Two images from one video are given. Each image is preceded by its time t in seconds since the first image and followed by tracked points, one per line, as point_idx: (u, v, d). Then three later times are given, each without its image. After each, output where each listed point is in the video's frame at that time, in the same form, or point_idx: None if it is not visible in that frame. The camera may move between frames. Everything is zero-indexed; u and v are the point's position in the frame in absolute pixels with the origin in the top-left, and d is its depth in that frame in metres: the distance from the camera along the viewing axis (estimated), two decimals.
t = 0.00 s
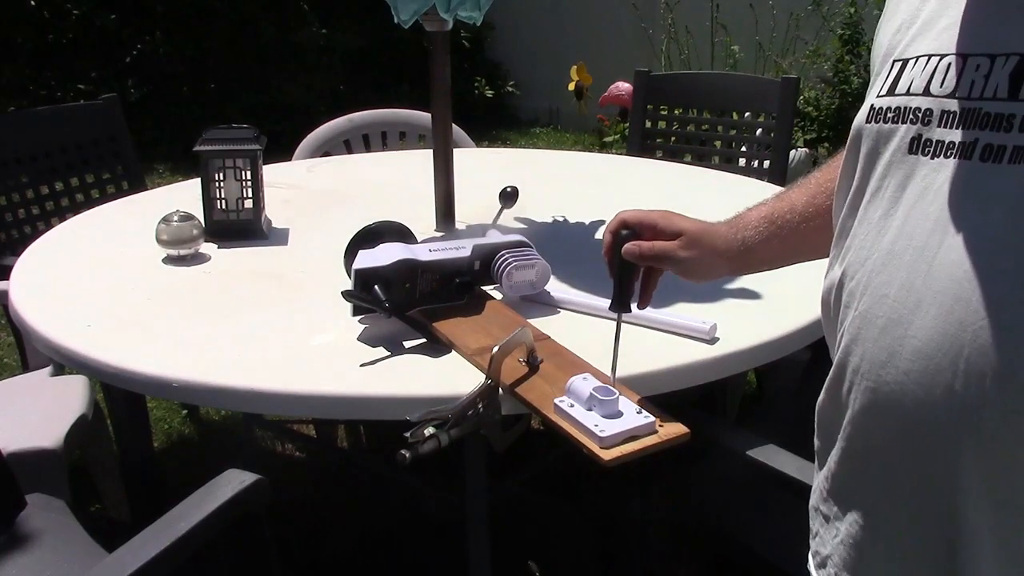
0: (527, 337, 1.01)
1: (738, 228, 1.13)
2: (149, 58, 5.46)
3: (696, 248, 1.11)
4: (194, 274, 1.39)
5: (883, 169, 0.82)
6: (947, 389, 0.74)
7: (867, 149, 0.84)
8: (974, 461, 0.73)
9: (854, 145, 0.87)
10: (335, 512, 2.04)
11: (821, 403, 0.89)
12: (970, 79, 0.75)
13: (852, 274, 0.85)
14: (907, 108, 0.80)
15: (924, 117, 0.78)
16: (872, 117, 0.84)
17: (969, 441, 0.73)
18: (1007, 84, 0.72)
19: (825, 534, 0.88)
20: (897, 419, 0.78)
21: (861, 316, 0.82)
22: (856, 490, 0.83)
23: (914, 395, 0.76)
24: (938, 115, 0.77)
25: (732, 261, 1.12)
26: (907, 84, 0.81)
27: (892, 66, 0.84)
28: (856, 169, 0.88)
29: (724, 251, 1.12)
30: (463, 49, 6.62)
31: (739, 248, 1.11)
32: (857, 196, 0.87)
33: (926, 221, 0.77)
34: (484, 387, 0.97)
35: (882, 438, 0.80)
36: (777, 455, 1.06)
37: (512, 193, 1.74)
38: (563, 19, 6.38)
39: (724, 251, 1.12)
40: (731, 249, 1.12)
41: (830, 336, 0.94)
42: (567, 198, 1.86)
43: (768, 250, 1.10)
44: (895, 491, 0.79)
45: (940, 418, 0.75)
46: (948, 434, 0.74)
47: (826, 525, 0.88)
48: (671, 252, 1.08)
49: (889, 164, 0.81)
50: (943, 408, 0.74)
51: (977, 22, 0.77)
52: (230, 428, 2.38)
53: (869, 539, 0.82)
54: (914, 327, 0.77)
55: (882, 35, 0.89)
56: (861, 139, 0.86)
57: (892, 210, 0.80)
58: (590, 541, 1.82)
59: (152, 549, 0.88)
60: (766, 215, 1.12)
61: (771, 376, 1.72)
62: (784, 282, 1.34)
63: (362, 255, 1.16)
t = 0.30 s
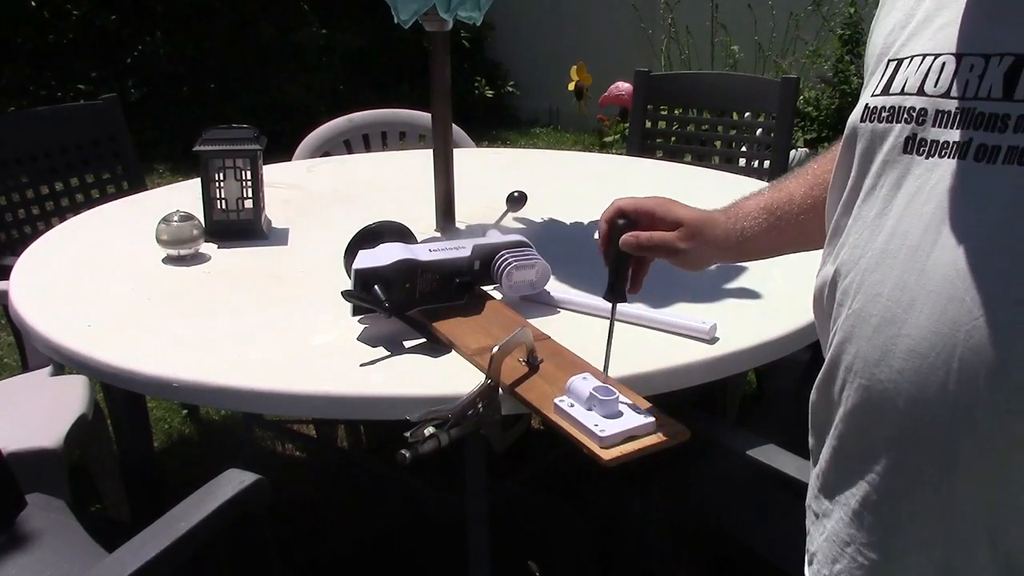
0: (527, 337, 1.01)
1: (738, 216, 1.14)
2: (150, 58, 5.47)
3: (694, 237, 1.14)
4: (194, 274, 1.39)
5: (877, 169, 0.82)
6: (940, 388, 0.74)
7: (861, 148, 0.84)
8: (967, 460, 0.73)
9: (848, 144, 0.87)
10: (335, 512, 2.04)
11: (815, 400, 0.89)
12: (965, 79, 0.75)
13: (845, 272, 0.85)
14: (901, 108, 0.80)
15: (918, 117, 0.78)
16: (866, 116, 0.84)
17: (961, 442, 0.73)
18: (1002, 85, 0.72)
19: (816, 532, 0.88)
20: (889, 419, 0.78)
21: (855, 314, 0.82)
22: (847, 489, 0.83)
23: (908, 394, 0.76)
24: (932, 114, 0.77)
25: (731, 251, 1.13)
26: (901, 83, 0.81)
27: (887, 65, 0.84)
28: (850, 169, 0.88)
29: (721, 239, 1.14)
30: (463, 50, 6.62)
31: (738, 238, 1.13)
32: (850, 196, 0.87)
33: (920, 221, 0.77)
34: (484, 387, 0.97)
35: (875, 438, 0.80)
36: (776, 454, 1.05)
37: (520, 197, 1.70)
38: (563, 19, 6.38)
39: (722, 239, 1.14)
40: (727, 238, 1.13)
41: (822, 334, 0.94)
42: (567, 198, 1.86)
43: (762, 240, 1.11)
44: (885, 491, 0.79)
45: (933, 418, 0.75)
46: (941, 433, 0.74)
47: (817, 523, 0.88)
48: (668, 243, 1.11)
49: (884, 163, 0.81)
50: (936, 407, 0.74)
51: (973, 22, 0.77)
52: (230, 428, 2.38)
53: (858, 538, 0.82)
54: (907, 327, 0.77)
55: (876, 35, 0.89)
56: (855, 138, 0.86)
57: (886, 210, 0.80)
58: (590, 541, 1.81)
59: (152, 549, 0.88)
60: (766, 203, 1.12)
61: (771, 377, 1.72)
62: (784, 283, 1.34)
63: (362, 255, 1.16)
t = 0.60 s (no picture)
0: (527, 337, 1.01)
1: (716, 224, 1.11)
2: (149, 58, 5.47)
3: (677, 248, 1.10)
4: (194, 274, 1.39)
5: (877, 170, 0.81)
6: (942, 389, 0.74)
7: (859, 149, 0.84)
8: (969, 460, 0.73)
9: (845, 145, 0.87)
10: (336, 512, 2.04)
11: (814, 401, 0.89)
12: (965, 80, 0.75)
13: (844, 273, 0.85)
14: (899, 109, 0.80)
15: (917, 118, 0.78)
16: (863, 118, 0.84)
17: (964, 443, 0.73)
18: (1001, 86, 0.72)
19: (814, 533, 0.88)
20: (890, 420, 0.78)
21: (855, 316, 0.82)
22: (846, 490, 0.83)
23: (909, 395, 0.76)
24: (932, 116, 0.77)
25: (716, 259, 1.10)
26: (899, 85, 0.81)
27: (883, 66, 0.84)
28: (847, 172, 0.88)
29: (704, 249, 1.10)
30: (463, 50, 6.62)
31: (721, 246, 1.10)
32: (848, 196, 0.86)
33: (919, 222, 0.76)
34: (484, 387, 0.97)
35: (874, 439, 0.80)
36: (777, 455, 1.08)
37: (526, 203, 1.67)
38: (564, 19, 6.38)
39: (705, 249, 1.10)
40: (710, 248, 1.10)
41: (819, 335, 0.94)
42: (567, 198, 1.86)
43: (747, 248, 1.08)
44: (884, 492, 0.79)
45: (935, 419, 0.75)
46: (943, 435, 0.74)
47: (815, 524, 0.88)
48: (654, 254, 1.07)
49: (883, 164, 0.81)
50: (938, 408, 0.74)
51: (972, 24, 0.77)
52: (230, 428, 2.38)
53: (857, 539, 0.82)
54: (908, 328, 0.76)
55: (870, 35, 0.88)
56: (853, 140, 0.85)
57: (885, 210, 0.80)
58: (590, 541, 1.81)
59: (152, 548, 0.88)
60: (746, 210, 1.09)
61: (771, 377, 1.72)
62: (784, 283, 1.34)
63: (362, 255, 1.16)
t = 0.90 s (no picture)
0: (527, 337, 1.01)
1: (707, 239, 1.08)
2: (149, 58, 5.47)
3: (671, 266, 1.04)
4: (194, 274, 1.39)
5: (878, 176, 0.81)
6: (945, 396, 0.74)
7: (859, 155, 0.84)
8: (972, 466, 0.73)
9: (844, 151, 0.87)
10: (336, 512, 2.04)
11: (813, 407, 0.89)
12: (966, 86, 0.75)
13: (844, 279, 0.85)
14: (900, 115, 0.80)
15: (918, 125, 0.78)
16: (863, 124, 0.84)
17: (967, 448, 0.73)
18: (1002, 91, 0.72)
19: (815, 538, 0.88)
20: (893, 426, 0.78)
21: (855, 322, 0.82)
22: (847, 495, 0.83)
23: (912, 401, 0.76)
24: (933, 122, 0.77)
25: (712, 274, 1.05)
26: (899, 91, 0.81)
27: (882, 72, 0.84)
28: (847, 179, 0.88)
29: (698, 265, 1.05)
30: (463, 50, 6.62)
31: (714, 262, 1.06)
32: (848, 202, 0.86)
33: (920, 229, 0.76)
34: (484, 387, 0.97)
35: (876, 444, 0.80)
36: (777, 455, 1.09)
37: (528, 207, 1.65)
38: (564, 19, 6.37)
39: (700, 265, 1.05)
40: (705, 263, 1.05)
41: (817, 341, 0.94)
42: (568, 198, 1.86)
43: (741, 260, 1.06)
44: (886, 498, 0.79)
45: (938, 425, 0.75)
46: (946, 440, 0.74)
47: (816, 530, 0.88)
48: (648, 271, 1.01)
49: (883, 171, 0.81)
50: (941, 414, 0.74)
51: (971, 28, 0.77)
52: (230, 428, 2.38)
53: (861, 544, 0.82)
54: (911, 335, 0.76)
55: (868, 40, 0.88)
56: (852, 145, 0.85)
57: (885, 216, 0.80)
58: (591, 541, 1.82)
59: (152, 548, 0.88)
60: (737, 223, 1.07)
61: (771, 377, 1.72)
62: (784, 283, 1.34)
63: (362, 255, 1.16)
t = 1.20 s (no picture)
0: (527, 337, 1.01)
1: (707, 220, 1.12)
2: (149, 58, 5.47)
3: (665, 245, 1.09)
4: (194, 274, 1.39)
5: (877, 175, 0.81)
6: (941, 396, 0.74)
7: (859, 154, 0.84)
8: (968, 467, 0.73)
9: (844, 150, 0.87)
10: (336, 512, 2.04)
11: (813, 405, 0.89)
12: (964, 86, 0.75)
13: (844, 279, 0.85)
14: (899, 116, 0.80)
15: (917, 125, 0.78)
16: (863, 123, 0.84)
17: (962, 449, 0.73)
18: (1000, 92, 0.72)
19: (812, 536, 0.89)
20: (890, 426, 0.78)
21: (854, 321, 0.82)
22: (844, 494, 0.83)
23: (908, 401, 0.76)
24: (932, 122, 0.77)
25: (706, 256, 1.09)
26: (898, 91, 0.81)
27: (882, 72, 0.84)
28: (845, 180, 0.88)
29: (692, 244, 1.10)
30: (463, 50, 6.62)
31: (709, 244, 1.10)
32: (848, 201, 0.86)
33: (918, 229, 0.76)
34: (484, 387, 0.97)
35: (874, 444, 0.80)
36: (778, 455, 1.09)
37: (528, 207, 1.66)
38: (563, 19, 6.37)
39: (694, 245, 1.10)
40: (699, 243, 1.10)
41: (818, 340, 0.94)
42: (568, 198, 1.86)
43: (735, 245, 1.08)
44: (883, 498, 0.79)
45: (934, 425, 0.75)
46: (942, 441, 0.74)
47: (813, 527, 0.88)
48: (640, 250, 1.07)
49: (882, 171, 0.81)
50: (937, 415, 0.74)
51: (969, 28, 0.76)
52: (230, 428, 2.38)
53: (857, 543, 0.82)
54: (908, 335, 0.76)
55: (869, 39, 0.88)
56: (852, 144, 0.86)
57: (884, 216, 0.80)
58: (591, 541, 1.81)
59: (152, 548, 0.88)
60: (737, 207, 1.10)
61: (772, 377, 1.72)
62: (784, 283, 1.34)
63: (362, 255, 1.16)
